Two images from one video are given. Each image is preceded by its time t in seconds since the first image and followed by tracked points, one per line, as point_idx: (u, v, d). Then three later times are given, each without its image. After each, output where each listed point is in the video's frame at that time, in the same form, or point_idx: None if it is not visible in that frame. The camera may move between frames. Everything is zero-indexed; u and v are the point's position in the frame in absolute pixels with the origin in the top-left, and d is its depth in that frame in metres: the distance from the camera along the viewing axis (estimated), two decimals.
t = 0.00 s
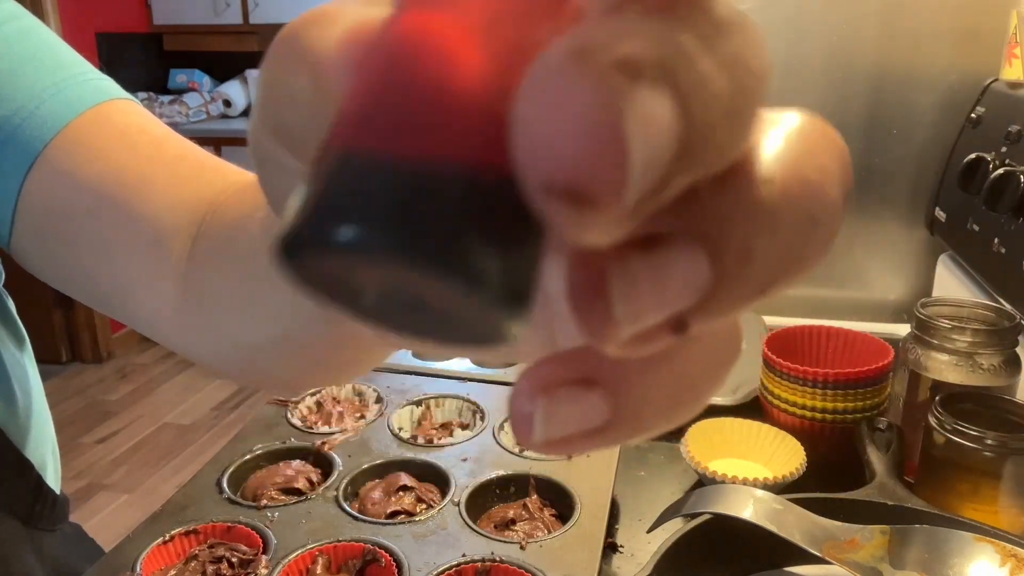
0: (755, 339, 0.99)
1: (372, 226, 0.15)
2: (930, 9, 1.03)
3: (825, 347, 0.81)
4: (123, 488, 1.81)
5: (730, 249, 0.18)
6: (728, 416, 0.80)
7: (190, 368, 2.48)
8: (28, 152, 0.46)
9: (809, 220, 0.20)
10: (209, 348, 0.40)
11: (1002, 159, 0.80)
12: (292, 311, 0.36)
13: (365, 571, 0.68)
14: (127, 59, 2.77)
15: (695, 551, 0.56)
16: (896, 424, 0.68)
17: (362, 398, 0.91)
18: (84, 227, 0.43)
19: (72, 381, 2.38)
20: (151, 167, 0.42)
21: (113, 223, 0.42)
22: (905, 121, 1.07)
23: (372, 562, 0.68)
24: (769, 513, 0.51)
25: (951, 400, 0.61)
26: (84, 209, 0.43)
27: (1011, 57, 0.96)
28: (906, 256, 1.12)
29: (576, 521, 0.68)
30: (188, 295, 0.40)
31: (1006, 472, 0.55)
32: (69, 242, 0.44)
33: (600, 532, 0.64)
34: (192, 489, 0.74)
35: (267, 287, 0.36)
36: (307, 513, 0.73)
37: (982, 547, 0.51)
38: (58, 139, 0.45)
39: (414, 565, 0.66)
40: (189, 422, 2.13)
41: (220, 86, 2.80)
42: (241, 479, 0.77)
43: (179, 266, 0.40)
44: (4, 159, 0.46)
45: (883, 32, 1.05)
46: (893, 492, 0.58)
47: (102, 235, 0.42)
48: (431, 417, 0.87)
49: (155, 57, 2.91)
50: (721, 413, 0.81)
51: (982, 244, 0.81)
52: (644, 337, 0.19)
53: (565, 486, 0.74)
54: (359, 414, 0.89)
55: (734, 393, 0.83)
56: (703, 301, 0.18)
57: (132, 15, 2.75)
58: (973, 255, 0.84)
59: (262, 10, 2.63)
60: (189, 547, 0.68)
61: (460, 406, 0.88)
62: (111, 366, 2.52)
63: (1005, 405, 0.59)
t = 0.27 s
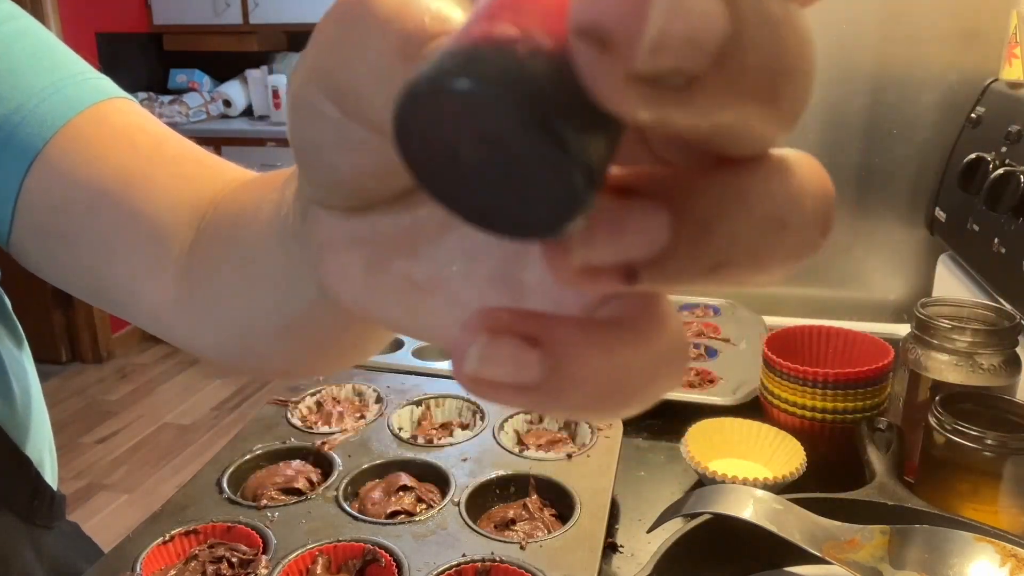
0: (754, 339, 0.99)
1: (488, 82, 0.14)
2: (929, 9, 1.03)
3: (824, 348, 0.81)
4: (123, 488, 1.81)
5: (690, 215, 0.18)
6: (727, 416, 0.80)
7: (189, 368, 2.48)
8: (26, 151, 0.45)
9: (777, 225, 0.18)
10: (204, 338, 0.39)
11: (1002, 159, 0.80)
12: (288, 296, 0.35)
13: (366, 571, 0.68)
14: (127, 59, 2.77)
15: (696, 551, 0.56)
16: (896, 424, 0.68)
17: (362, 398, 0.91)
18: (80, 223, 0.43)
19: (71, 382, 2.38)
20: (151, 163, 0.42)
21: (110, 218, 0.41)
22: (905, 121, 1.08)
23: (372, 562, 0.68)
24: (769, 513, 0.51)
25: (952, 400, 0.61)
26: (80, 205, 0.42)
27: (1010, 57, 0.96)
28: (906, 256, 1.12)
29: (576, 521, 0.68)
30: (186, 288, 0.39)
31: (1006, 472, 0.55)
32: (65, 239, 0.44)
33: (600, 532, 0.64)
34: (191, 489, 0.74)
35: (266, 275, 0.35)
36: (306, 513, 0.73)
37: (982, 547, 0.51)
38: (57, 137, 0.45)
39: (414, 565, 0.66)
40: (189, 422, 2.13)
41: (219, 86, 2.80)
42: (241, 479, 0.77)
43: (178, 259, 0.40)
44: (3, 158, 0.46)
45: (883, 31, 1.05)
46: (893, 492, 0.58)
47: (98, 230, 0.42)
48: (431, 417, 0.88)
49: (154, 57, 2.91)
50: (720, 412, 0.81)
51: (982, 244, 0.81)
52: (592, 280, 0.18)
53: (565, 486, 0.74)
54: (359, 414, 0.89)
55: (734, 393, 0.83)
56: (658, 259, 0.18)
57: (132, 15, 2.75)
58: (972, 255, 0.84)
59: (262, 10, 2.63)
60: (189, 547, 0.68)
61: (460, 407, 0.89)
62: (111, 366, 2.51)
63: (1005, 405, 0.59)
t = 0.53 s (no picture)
0: (754, 339, 0.99)
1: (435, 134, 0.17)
2: (929, 9, 1.03)
3: (824, 348, 0.81)
4: (123, 488, 1.81)
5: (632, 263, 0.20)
6: (728, 416, 0.80)
7: (189, 368, 2.48)
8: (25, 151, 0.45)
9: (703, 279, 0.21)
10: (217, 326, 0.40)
11: (1002, 159, 0.80)
12: (294, 274, 0.35)
13: (366, 571, 0.68)
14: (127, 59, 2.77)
15: (695, 551, 0.56)
16: (896, 424, 0.68)
17: (362, 397, 0.91)
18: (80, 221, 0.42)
19: (72, 382, 2.38)
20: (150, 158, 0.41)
21: (112, 215, 0.41)
22: (905, 121, 1.08)
23: (372, 562, 0.68)
24: (769, 513, 0.51)
25: (952, 400, 0.61)
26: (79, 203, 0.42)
27: (1011, 57, 0.96)
28: (906, 256, 1.12)
29: (576, 521, 0.68)
30: (194, 274, 0.40)
31: (1006, 472, 0.55)
32: (65, 238, 0.43)
33: (600, 532, 0.64)
34: (191, 490, 0.74)
35: (279, 270, 0.36)
36: (306, 513, 0.73)
37: (982, 547, 0.51)
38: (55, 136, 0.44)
39: (414, 565, 0.66)
40: (189, 422, 2.13)
41: (219, 86, 2.80)
42: (241, 479, 0.78)
43: (185, 253, 0.40)
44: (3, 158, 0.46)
45: (883, 32, 1.05)
46: (893, 492, 0.58)
47: (99, 228, 0.41)
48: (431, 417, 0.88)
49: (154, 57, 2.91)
50: (721, 412, 0.81)
51: (982, 244, 0.81)
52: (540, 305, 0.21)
53: (565, 486, 0.74)
54: (359, 414, 0.89)
55: (734, 393, 0.83)
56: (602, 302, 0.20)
57: (132, 15, 2.75)
58: (972, 255, 0.84)
59: (262, 10, 2.63)
60: (189, 547, 0.68)
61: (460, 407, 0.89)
62: (111, 366, 2.51)
63: (1005, 405, 0.59)
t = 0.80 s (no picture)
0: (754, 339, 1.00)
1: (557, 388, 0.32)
2: (929, 9, 1.03)
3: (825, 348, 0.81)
4: (123, 488, 1.81)
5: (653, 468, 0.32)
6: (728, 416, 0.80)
7: (189, 368, 2.47)
8: (53, 157, 0.47)
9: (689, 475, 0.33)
10: (264, 290, 0.47)
11: (1002, 159, 0.80)
12: (362, 279, 0.45)
13: (365, 571, 0.67)
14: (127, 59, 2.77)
15: (695, 551, 0.56)
16: (896, 424, 0.68)
17: (362, 397, 0.91)
18: (133, 206, 0.47)
19: (72, 382, 2.38)
20: (205, 155, 0.48)
21: (169, 203, 0.47)
22: (905, 121, 1.08)
23: (372, 562, 0.68)
24: (769, 513, 0.51)
25: (952, 400, 0.61)
26: (131, 189, 0.47)
27: (1011, 57, 0.96)
28: (906, 256, 1.12)
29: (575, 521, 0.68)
30: (240, 256, 0.47)
31: (1006, 472, 0.55)
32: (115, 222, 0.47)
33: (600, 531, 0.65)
34: (192, 490, 0.74)
35: (351, 261, 0.44)
36: (306, 513, 0.73)
37: (982, 546, 0.52)
38: (90, 142, 0.47)
39: (414, 565, 0.66)
40: (189, 422, 2.13)
41: (219, 86, 2.80)
42: (241, 479, 0.78)
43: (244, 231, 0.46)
44: (30, 162, 0.48)
45: (882, 32, 1.05)
46: (893, 492, 0.58)
47: (156, 212, 0.47)
48: (431, 417, 0.89)
49: (153, 57, 2.91)
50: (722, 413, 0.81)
51: (982, 243, 0.81)
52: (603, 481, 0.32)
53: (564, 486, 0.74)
54: (359, 413, 0.88)
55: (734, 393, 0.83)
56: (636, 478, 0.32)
57: (132, 15, 2.75)
58: (972, 255, 0.84)
59: (261, 10, 2.64)
60: (189, 548, 0.68)
61: (460, 407, 0.89)
62: (111, 366, 2.51)
63: (1005, 405, 0.59)
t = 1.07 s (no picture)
0: (754, 339, 1.00)
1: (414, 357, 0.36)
2: (929, 9, 1.03)
3: (825, 348, 0.81)
4: (123, 488, 1.81)
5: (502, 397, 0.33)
6: (729, 416, 0.80)
7: (189, 368, 2.48)
8: (44, 158, 0.50)
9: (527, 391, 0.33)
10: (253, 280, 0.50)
11: (1002, 159, 0.80)
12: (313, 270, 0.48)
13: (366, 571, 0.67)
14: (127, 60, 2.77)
15: (695, 551, 0.56)
16: (896, 424, 0.68)
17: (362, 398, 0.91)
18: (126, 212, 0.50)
19: (72, 382, 2.38)
20: (190, 156, 0.50)
21: (156, 198, 0.50)
22: (905, 121, 1.08)
23: (372, 562, 0.67)
24: (769, 514, 0.51)
25: (952, 400, 0.61)
26: (122, 195, 0.50)
27: (1011, 57, 0.96)
28: (906, 256, 1.12)
29: (575, 521, 0.68)
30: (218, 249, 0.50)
31: (1006, 472, 0.55)
32: (111, 223, 0.51)
33: (600, 531, 0.65)
34: (192, 490, 0.74)
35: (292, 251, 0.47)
36: (306, 513, 0.73)
37: (982, 547, 0.51)
38: (80, 142, 0.50)
39: (414, 565, 0.66)
40: (189, 422, 2.13)
41: (219, 86, 2.80)
42: (241, 479, 0.78)
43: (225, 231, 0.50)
44: (21, 159, 0.51)
45: (882, 32, 1.05)
46: (893, 492, 0.58)
47: (145, 212, 0.50)
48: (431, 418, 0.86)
49: (153, 57, 2.91)
50: (722, 413, 0.81)
51: (982, 243, 0.81)
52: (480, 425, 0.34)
53: (565, 486, 0.74)
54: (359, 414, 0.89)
55: (735, 393, 0.83)
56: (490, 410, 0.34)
57: (132, 15, 2.75)
58: (972, 255, 0.84)
59: (262, 10, 2.64)
60: (189, 547, 0.68)
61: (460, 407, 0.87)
62: (111, 366, 2.52)
63: (1005, 405, 0.59)
